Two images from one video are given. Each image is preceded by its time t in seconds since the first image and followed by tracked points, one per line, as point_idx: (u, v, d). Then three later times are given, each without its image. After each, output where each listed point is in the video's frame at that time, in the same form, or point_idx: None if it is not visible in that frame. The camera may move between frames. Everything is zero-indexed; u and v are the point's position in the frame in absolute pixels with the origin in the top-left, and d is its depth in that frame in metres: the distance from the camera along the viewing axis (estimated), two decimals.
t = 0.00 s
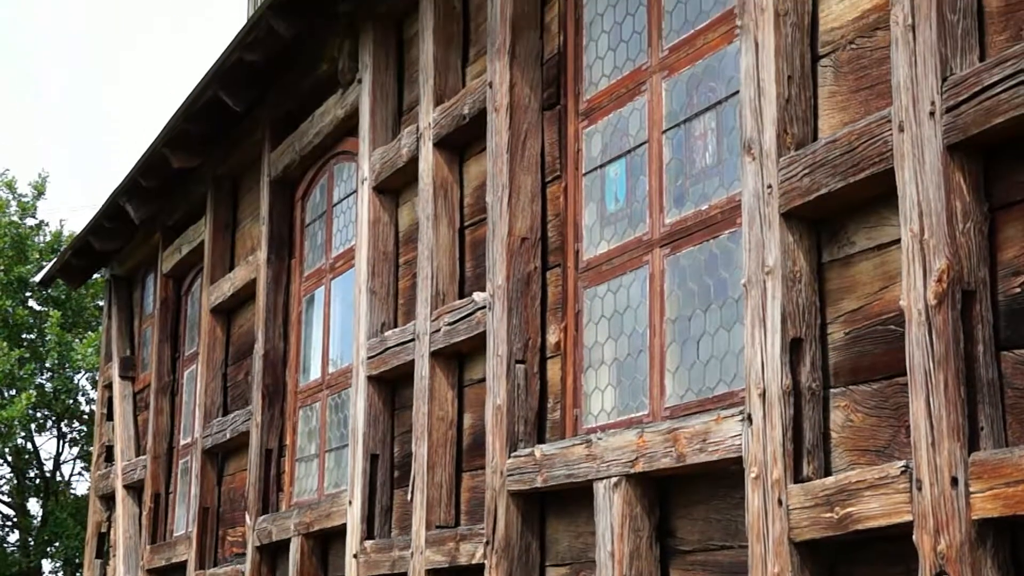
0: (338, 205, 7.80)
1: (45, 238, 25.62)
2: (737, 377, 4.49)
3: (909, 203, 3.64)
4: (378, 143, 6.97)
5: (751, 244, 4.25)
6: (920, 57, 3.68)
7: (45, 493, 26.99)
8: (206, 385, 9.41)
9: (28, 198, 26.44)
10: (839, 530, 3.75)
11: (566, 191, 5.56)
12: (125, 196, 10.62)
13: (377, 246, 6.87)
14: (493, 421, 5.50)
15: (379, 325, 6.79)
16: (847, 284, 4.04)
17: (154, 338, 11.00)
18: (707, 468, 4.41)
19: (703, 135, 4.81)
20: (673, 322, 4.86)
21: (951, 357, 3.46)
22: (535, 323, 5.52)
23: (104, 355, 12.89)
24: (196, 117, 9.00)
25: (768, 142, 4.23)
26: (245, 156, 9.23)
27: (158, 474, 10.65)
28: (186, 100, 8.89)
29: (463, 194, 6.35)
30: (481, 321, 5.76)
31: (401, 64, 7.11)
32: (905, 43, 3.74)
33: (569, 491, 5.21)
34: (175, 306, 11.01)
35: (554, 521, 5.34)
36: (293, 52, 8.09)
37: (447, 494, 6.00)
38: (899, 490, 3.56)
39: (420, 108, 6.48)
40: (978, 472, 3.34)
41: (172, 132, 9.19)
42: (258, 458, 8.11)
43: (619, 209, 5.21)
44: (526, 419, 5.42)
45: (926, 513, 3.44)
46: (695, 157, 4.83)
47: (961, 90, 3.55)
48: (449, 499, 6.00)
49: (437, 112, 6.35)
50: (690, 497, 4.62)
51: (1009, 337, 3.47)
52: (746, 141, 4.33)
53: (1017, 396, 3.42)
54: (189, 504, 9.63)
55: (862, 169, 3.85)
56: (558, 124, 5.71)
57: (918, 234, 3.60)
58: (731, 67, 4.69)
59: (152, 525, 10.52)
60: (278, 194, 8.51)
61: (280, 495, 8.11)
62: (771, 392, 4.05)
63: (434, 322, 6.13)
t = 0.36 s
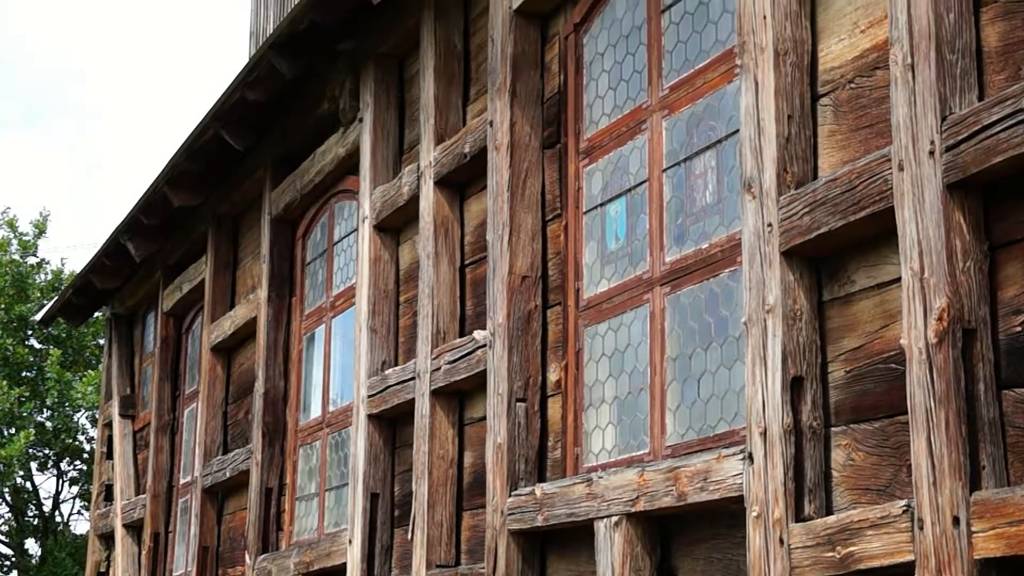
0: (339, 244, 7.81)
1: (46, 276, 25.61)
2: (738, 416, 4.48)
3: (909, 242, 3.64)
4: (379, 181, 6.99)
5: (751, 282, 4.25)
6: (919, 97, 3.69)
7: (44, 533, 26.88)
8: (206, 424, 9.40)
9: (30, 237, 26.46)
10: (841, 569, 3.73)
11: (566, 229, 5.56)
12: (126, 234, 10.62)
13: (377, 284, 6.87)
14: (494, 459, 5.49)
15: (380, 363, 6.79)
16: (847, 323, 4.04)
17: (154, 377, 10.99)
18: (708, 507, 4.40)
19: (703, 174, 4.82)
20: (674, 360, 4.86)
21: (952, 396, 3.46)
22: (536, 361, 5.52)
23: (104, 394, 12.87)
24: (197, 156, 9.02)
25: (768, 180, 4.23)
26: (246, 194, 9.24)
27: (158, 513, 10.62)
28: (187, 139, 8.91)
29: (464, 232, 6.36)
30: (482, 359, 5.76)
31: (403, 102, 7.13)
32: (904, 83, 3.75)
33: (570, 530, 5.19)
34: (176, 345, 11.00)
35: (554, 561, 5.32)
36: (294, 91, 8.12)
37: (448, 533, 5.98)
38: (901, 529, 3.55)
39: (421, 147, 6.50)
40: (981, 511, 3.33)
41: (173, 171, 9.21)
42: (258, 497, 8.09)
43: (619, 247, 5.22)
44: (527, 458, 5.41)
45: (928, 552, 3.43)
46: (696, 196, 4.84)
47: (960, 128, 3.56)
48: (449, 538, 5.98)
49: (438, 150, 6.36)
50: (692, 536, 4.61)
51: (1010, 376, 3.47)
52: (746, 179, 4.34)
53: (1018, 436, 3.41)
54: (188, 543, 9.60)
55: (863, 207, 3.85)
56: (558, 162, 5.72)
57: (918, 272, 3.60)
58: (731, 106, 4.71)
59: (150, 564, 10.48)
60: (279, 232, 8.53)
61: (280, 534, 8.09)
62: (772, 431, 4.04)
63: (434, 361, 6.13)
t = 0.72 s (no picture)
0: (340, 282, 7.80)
1: (47, 315, 25.59)
2: (739, 454, 4.47)
3: (910, 280, 3.65)
4: (380, 220, 7.00)
5: (752, 321, 4.24)
6: (918, 136, 3.70)
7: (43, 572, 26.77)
8: (206, 463, 9.38)
9: (31, 276, 26.47)
10: None
11: (567, 268, 5.57)
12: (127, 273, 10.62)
13: (378, 323, 6.87)
14: (494, 498, 5.47)
15: (380, 402, 6.78)
16: (848, 361, 4.04)
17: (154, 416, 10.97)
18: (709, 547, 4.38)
19: (703, 214, 4.82)
20: (675, 399, 4.85)
21: (952, 435, 3.45)
22: (537, 400, 5.51)
23: (104, 433, 12.84)
24: (198, 195, 9.04)
25: (768, 219, 4.24)
26: (246, 233, 9.25)
27: (157, 553, 10.58)
28: (188, 178, 8.93)
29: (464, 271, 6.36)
30: (482, 398, 5.75)
31: (404, 142, 7.15)
32: (903, 122, 3.76)
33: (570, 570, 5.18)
34: (176, 383, 10.99)
35: None
36: (295, 130, 8.14)
37: (448, 573, 5.96)
38: (902, 569, 3.54)
39: (422, 185, 6.51)
40: (982, 551, 3.32)
41: (174, 209, 9.22)
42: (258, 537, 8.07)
43: (620, 286, 5.22)
44: (527, 497, 5.40)
45: None
46: (696, 234, 4.84)
47: (960, 168, 3.57)
48: None
49: (439, 189, 6.37)
50: None
51: (1011, 415, 3.46)
52: (747, 218, 4.34)
53: (1020, 475, 3.41)
54: None
55: (863, 246, 3.86)
56: (558, 202, 5.73)
57: (919, 311, 3.60)
58: (730, 145, 4.72)
59: None
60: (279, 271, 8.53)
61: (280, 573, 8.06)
62: (773, 470, 4.03)
63: (434, 400, 6.12)
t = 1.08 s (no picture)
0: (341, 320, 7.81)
1: (48, 353, 25.48)
2: (740, 493, 4.46)
3: (910, 319, 3.65)
4: (381, 258, 7.00)
5: (752, 360, 4.24)
6: (918, 175, 3.71)
7: None
8: (206, 502, 9.35)
9: (32, 314, 26.46)
10: None
11: (568, 306, 5.57)
12: (128, 312, 10.62)
13: (379, 361, 6.87)
14: (495, 537, 5.46)
15: (380, 441, 6.77)
16: (849, 400, 4.03)
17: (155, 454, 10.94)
18: None
19: (704, 252, 4.83)
20: (676, 438, 4.84)
21: (954, 474, 3.44)
22: (537, 438, 5.50)
23: (104, 471, 12.81)
24: (199, 233, 9.05)
25: (768, 258, 4.24)
26: (247, 272, 9.26)
27: None
28: (189, 217, 8.95)
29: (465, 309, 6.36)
30: (483, 436, 5.74)
31: (404, 180, 7.17)
32: (903, 161, 3.77)
33: None
34: (176, 422, 10.97)
35: None
36: (296, 169, 8.17)
37: None
38: None
39: (423, 223, 6.52)
40: None
41: (175, 247, 9.23)
42: None
43: (620, 324, 5.22)
44: (528, 536, 5.39)
45: None
46: (696, 273, 4.85)
47: (960, 207, 3.58)
48: None
49: (440, 227, 6.38)
50: None
51: (1013, 454, 3.46)
52: (747, 256, 4.35)
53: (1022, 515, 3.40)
54: None
55: (863, 285, 3.86)
56: (559, 240, 5.73)
57: (920, 349, 3.60)
58: (731, 184, 4.73)
59: None
60: (280, 309, 8.54)
61: None
62: (774, 509, 4.02)
63: (435, 438, 6.11)
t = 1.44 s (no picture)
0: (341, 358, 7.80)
1: (47, 392, 25.29)
2: (741, 532, 4.44)
3: (910, 358, 3.65)
4: (381, 296, 7.01)
5: (753, 398, 4.23)
6: (917, 213, 3.72)
7: None
8: (205, 541, 9.32)
9: (32, 352, 26.42)
10: None
11: (568, 345, 5.57)
12: (128, 351, 10.61)
13: (379, 399, 6.86)
14: None
15: (380, 479, 6.76)
16: (850, 438, 4.02)
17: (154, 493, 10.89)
18: None
19: (704, 290, 4.83)
20: (677, 476, 4.83)
21: (956, 514, 3.44)
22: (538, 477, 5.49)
23: (104, 510, 12.78)
24: (199, 272, 9.05)
25: (768, 296, 4.25)
26: (247, 310, 9.25)
27: None
28: (189, 255, 8.95)
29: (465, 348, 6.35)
30: (483, 475, 5.73)
31: (405, 218, 7.18)
32: (903, 200, 3.78)
33: None
34: (176, 460, 10.94)
35: None
36: (297, 207, 8.18)
37: None
38: None
39: (423, 262, 6.52)
40: None
41: (175, 286, 9.23)
42: None
43: (621, 363, 5.22)
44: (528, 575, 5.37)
45: None
46: (696, 311, 4.85)
47: (960, 246, 3.58)
48: None
49: (440, 265, 6.39)
50: None
51: (1015, 493, 3.45)
52: (747, 295, 4.35)
53: None
54: None
55: (863, 324, 3.87)
56: (560, 278, 5.74)
57: (920, 388, 3.60)
58: (731, 222, 4.74)
59: None
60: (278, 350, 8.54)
61: None
62: (775, 548, 4.01)
63: (435, 477, 6.10)
